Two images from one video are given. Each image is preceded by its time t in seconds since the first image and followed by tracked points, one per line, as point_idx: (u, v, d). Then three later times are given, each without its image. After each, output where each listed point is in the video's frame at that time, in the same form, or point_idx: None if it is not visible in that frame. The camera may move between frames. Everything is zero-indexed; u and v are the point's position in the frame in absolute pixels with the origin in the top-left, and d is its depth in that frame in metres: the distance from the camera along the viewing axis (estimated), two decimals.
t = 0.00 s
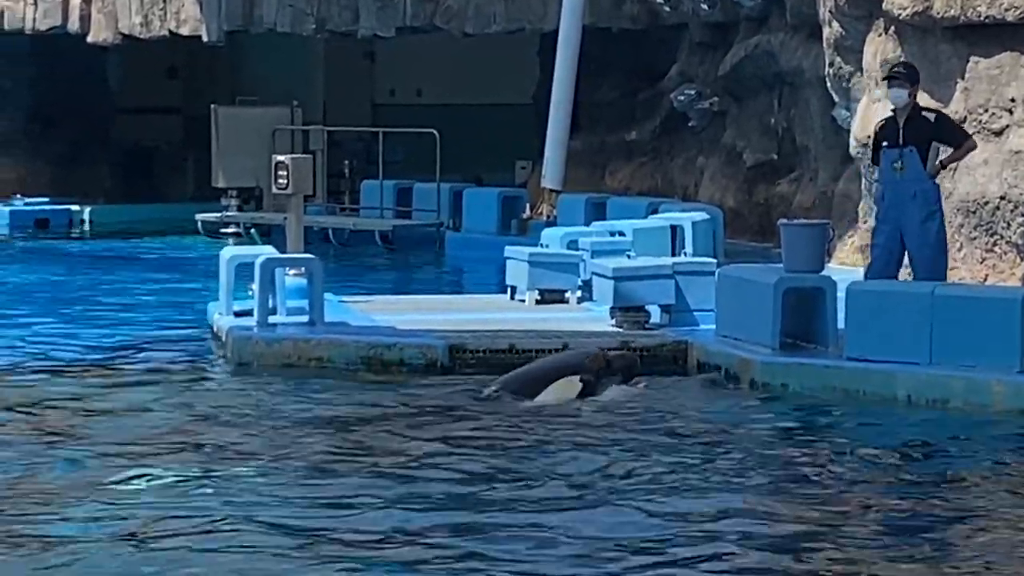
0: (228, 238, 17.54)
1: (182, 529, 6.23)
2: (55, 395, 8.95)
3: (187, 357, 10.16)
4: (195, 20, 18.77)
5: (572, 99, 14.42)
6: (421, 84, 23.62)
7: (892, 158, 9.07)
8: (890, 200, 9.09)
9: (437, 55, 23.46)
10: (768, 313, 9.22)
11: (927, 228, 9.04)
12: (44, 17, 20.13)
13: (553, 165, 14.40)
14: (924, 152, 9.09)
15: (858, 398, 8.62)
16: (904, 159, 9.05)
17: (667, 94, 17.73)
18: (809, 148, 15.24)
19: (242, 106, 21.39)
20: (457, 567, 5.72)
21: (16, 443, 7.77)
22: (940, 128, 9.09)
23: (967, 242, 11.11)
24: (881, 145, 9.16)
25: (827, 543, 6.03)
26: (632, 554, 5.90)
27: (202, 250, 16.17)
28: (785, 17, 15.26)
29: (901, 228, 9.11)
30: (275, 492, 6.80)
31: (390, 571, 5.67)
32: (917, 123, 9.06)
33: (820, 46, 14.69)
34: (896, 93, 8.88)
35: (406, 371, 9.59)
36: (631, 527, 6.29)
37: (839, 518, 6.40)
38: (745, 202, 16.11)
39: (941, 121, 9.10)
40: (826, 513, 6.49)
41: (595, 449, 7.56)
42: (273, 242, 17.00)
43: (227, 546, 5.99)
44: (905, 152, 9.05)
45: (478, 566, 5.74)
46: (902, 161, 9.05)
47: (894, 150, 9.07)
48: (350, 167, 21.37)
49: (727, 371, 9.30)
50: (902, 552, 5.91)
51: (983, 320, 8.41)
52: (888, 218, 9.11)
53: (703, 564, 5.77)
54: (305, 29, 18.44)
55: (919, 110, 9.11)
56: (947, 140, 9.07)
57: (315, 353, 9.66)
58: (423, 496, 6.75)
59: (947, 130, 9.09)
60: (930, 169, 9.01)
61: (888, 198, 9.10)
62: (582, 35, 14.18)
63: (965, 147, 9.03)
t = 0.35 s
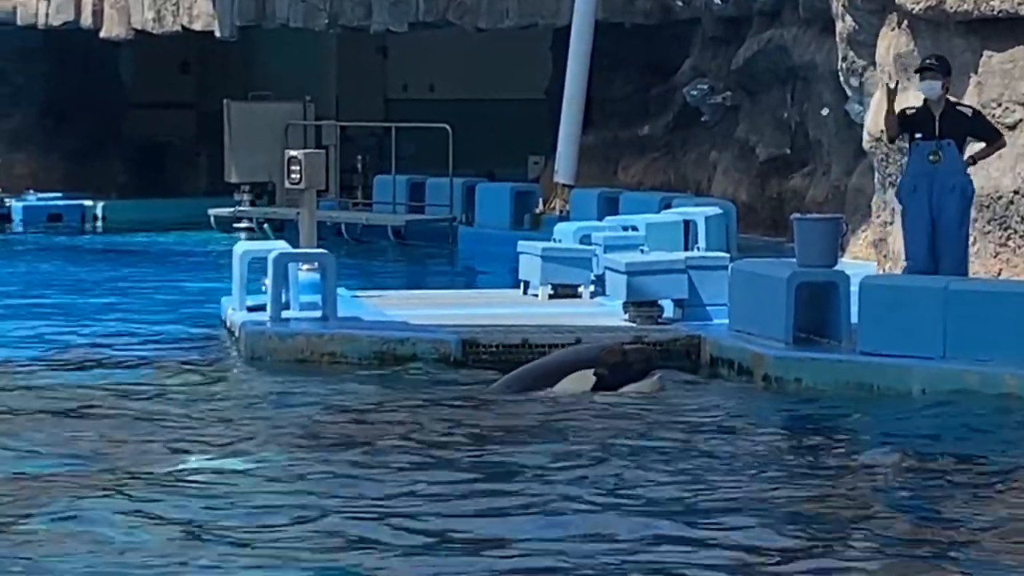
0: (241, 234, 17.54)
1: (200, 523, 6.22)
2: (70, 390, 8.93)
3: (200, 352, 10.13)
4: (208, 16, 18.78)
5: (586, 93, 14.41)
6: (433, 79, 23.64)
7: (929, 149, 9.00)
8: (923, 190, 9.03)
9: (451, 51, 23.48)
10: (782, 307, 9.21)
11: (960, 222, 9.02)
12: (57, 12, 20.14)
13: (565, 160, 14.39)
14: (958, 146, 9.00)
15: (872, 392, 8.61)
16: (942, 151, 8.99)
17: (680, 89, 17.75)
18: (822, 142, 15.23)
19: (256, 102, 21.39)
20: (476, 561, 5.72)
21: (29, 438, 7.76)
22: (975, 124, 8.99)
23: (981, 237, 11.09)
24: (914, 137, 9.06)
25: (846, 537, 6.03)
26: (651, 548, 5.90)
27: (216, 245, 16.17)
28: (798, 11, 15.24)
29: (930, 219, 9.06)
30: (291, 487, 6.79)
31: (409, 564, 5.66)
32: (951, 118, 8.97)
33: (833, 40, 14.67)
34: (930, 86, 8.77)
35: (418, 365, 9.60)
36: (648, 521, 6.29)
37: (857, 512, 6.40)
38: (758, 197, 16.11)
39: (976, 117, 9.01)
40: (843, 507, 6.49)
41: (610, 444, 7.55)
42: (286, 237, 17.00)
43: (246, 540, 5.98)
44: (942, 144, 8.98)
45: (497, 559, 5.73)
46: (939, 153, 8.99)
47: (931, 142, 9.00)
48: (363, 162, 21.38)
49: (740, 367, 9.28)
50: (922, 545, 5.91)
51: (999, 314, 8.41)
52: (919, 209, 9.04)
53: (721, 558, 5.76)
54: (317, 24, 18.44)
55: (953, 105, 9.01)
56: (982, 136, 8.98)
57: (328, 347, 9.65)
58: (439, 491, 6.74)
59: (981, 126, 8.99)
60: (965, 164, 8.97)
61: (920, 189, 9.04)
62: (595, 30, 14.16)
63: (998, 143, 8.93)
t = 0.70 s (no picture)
0: (255, 224, 17.55)
1: (218, 513, 6.22)
2: (87, 379, 8.94)
3: (216, 342, 10.13)
4: (222, 7, 18.76)
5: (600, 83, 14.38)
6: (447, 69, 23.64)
7: (947, 138, 9.02)
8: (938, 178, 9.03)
9: (464, 41, 23.46)
10: (797, 297, 9.20)
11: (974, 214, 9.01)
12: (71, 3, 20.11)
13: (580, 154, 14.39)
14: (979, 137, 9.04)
15: (888, 382, 8.60)
16: (959, 141, 9.00)
17: (694, 78, 17.73)
18: (836, 131, 15.22)
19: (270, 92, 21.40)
20: (496, 551, 5.72)
21: (45, 427, 7.77)
22: (997, 117, 9.02)
23: (996, 226, 11.09)
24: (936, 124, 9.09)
25: (862, 526, 6.03)
26: (671, 537, 5.90)
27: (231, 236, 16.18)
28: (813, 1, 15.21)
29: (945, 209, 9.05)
30: (309, 476, 6.79)
31: (429, 554, 5.66)
32: (974, 108, 9.01)
33: (847, 30, 14.64)
34: (955, 74, 8.81)
35: (434, 355, 9.62)
36: (667, 510, 6.28)
37: (876, 502, 6.40)
38: (773, 186, 16.09)
39: (1000, 111, 9.04)
40: (862, 497, 6.48)
41: (627, 433, 7.55)
42: (301, 227, 17.00)
43: (265, 529, 5.98)
44: (961, 134, 9.00)
45: (517, 549, 5.73)
46: (956, 143, 9.00)
47: (950, 131, 9.02)
48: (377, 153, 21.37)
49: (755, 356, 9.28)
50: (942, 535, 5.91)
51: (1015, 304, 8.38)
52: (932, 198, 9.03)
53: (742, 547, 5.76)
54: (332, 14, 18.40)
55: (978, 97, 9.05)
56: (1002, 129, 9.01)
57: (342, 337, 9.66)
58: (457, 480, 6.74)
59: (1003, 121, 9.01)
60: (982, 156, 8.97)
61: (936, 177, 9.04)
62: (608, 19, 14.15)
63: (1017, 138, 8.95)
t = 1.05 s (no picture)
0: (269, 208, 17.56)
1: (228, 496, 6.23)
2: (98, 364, 8.95)
3: (232, 326, 10.14)
4: None
5: (614, 68, 14.37)
6: (461, 54, 23.65)
7: (956, 123, 8.98)
8: (948, 163, 9.00)
9: (478, 26, 23.47)
10: (809, 281, 9.20)
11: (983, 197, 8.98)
12: None
13: (593, 139, 14.39)
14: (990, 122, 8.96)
15: (902, 367, 8.61)
16: (969, 126, 8.95)
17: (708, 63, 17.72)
18: (850, 115, 15.21)
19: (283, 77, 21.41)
20: (505, 532, 5.73)
21: (57, 411, 7.78)
22: (1010, 103, 8.93)
23: (1010, 211, 11.08)
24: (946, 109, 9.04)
25: (876, 511, 6.03)
26: (679, 521, 5.91)
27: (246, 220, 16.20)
28: None
29: (955, 194, 9.03)
30: (322, 459, 6.80)
31: (438, 536, 5.68)
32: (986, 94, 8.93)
33: (862, 14, 14.63)
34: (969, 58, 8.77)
35: (447, 340, 9.57)
36: (676, 493, 6.30)
37: (885, 486, 6.40)
38: (787, 170, 16.10)
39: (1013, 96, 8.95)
40: (871, 481, 6.49)
41: (637, 418, 7.55)
42: (315, 212, 17.01)
43: (274, 512, 5.99)
44: (970, 119, 8.95)
45: (526, 531, 5.74)
46: (966, 128, 8.95)
47: (960, 116, 8.98)
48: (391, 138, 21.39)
49: (769, 340, 9.29)
50: (948, 520, 5.92)
51: None
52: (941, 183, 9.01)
53: (750, 530, 5.78)
54: None
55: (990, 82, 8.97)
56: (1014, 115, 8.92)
57: (357, 322, 9.67)
58: (466, 464, 6.76)
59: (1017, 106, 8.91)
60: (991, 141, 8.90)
61: (945, 162, 9.01)
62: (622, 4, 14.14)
63: None
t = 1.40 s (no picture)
0: (283, 190, 17.59)
1: (239, 475, 6.24)
2: (109, 345, 8.95)
3: (247, 308, 10.15)
4: None
5: (628, 50, 14.37)
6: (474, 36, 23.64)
7: (954, 106, 8.97)
8: (949, 146, 9.00)
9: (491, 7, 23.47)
10: (824, 262, 9.20)
11: (987, 181, 8.96)
12: None
13: (607, 120, 14.38)
14: (990, 103, 8.96)
15: (916, 347, 8.61)
16: (967, 107, 8.94)
17: (722, 45, 17.72)
18: (864, 97, 15.20)
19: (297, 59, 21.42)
20: (522, 510, 5.75)
21: (67, 392, 7.78)
22: (1007, 81, 8.91)
23: None
24: (945, 92, 9.04)
25: (882, 494, 6.02)
26: (696, 500, 5.92)
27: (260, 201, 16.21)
28: None
29: (958, 177, 9.02)
30: (329, 441, 6.80)
31: (445, 515, 5.69)
32: (984, 74, 8.91)
33: None
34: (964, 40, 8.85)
35: (462, 321, 9.60)
36: (693, 473, 6.31)
37: (890, 469, 6.39)
38: (803, 152, 16.09)
39: (1011, 74, 8.93)
40: (888, 461, 6.51)
41: (647, 399, 7.56)
42: (329, 194, 17.02)
43: (281, 490, 6.00)
44: (968, 101, 8.94)
45: (543, 509, 5.76)
46: (964, 109, 8.95)
47: (957, 99, 8.97)
48: (405, 119, 21.39)
49: (784, 322, 9.28)
50: (964, 499, 5.93)
51: None
52: (946, 166, 9.01)
53: (766, 510, 5.80)
54: None
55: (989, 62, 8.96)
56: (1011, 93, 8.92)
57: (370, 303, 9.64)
58: (482, 444, 6.77)
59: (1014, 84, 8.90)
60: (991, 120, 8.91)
61: (947, 145, 9.01)
62: None
63: None
